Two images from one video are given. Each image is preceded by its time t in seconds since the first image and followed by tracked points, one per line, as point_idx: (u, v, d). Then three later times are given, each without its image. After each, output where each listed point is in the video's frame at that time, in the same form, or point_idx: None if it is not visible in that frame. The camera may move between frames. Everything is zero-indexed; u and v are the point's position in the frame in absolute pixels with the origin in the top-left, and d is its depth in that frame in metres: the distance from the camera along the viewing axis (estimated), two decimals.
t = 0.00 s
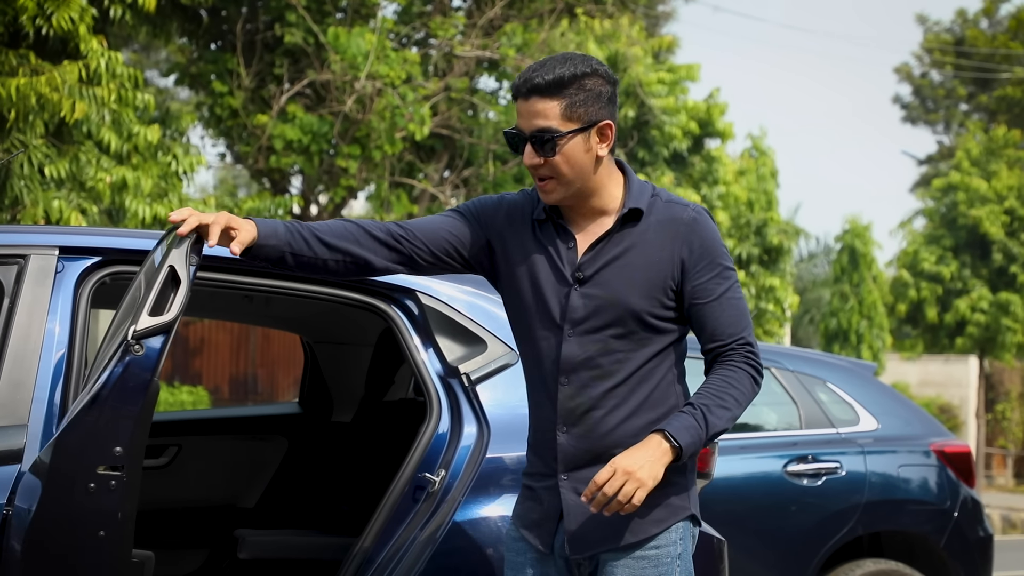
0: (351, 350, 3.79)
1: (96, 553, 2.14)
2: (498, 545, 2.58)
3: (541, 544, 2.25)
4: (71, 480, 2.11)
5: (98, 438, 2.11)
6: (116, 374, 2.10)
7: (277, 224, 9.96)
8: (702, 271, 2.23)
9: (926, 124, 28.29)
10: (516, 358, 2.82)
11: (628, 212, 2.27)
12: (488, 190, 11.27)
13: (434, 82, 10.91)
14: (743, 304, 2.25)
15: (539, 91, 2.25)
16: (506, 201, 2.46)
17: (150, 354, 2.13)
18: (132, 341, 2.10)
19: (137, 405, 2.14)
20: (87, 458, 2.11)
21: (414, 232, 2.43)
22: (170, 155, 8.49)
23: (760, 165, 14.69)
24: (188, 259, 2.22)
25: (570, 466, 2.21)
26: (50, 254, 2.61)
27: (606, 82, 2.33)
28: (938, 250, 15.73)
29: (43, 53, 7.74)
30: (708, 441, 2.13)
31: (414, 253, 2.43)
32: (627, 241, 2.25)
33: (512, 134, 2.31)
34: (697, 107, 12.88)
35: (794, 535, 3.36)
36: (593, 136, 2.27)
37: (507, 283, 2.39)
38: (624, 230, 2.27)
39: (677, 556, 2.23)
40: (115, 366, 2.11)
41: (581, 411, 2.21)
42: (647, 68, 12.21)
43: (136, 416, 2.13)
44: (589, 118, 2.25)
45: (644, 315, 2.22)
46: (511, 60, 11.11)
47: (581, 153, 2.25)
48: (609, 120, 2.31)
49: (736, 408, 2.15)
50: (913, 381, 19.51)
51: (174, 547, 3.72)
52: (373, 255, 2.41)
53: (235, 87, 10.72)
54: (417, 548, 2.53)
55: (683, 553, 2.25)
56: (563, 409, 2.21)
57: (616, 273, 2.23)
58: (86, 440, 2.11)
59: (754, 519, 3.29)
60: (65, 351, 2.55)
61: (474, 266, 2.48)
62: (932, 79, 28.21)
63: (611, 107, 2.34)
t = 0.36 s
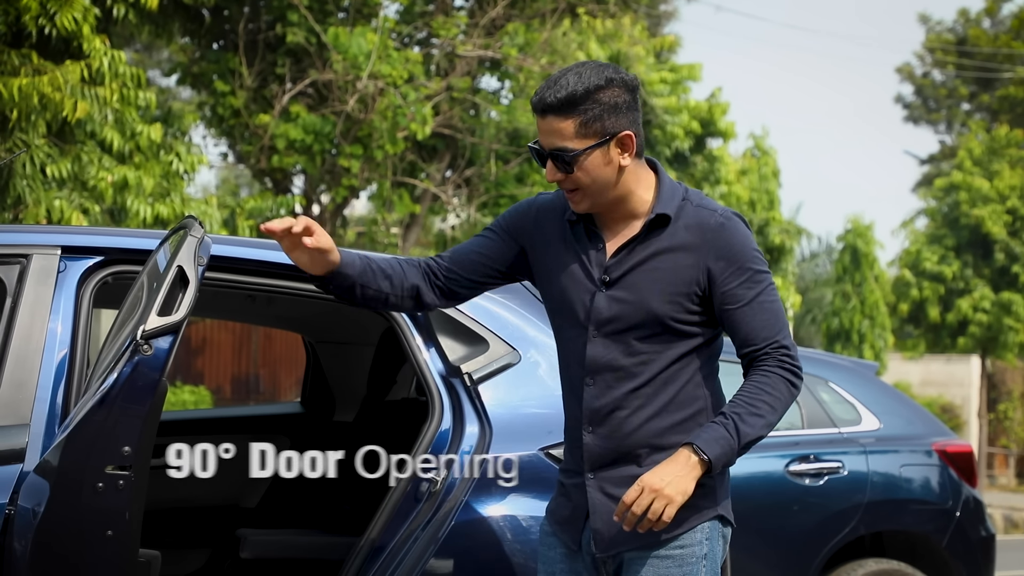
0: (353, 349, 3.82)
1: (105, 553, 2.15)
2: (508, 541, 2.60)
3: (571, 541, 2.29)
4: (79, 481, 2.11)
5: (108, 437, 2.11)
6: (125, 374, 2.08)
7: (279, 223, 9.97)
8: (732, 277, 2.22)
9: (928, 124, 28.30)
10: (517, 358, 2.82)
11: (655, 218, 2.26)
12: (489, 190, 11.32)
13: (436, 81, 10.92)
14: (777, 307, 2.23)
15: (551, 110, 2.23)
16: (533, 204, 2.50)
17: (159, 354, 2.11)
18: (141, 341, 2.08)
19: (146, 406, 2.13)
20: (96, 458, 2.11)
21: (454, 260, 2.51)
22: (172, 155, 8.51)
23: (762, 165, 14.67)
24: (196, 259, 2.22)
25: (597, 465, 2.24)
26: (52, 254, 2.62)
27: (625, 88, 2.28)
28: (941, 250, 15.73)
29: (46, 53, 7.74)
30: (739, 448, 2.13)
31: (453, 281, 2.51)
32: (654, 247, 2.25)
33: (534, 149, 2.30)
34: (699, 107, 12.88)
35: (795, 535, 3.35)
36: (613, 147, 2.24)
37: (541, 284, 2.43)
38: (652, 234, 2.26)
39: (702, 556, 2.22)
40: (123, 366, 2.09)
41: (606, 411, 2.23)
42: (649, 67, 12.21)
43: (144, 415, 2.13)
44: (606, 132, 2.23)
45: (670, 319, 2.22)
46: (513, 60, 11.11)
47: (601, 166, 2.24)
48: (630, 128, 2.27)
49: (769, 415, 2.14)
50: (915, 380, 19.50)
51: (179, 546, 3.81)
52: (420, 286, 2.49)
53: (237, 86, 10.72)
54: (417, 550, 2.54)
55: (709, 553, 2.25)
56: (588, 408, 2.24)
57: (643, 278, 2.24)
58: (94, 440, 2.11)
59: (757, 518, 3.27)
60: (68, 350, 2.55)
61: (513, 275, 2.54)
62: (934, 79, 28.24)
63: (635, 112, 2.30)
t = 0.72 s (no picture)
0: (350, 349, 3.83)
1: (106, 552, 2.14)
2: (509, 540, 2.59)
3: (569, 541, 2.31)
4: (80, 481, 2.12)
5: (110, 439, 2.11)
6: (126, 375, 2.08)
7: (279, 224, 9.98)
8: (706, 274, 2.12)
9: (928, 124, 28.34)
10: (517, 358, 2.81)
11: (640, 213, 2.22)
12: (489, 190, 11.36)
13: (436, 82, 10.92)
14: (757, 308, 2.09)
15: (587, 82, 2.20)
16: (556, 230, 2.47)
17: (160, 355, 2.10)
18: (142, 341, 2.07)
19: (147, 406, 2.13)
20: (97, 457, 2.11)
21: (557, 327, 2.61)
22: (172, 155, 8.53)
23: (762, 165, 14.67)
24: (197, 260, 2.22)
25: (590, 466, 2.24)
26: (52, 254, 2.62)
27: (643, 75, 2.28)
28: (940, 250, 15.73)
29: (46, 53, 7.73)
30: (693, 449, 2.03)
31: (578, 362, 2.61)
32: (636, 244, 2.21)
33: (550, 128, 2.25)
34: (699, 107, 12.88)
35: (797, 536, 3.34)
36: (637, 127, 2.23)
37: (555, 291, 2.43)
38: (638, 229, 2.22)
39: (696, 560, 2.17)
40: (125, 366, 2.09)
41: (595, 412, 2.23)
42: (648, 68, 12.23)
43: (146, 416, 2.12)
44: (634, 109, 2.21)
45: (648, 316, 2.17)
46: (513, 60, 11.12)
47: (628, 143, 2.22)
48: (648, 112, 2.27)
49: (727, 415, 2.02)
50: (915, 381, 19.52)
51: (180, 547, 3.77)
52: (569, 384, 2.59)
53: (238, 86, 10.72)
54: (417, 551, 2.54)
55: (704, 555, 2.19)
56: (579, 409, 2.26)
57: (626, 274, 2.20)
58: (96, 441, 2.10)
59: (758, 519, 3.27)
60: (68, 350, 2.54)
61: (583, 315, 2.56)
62: (934, 79, 28.28)
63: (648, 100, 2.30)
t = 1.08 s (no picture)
0: (350, 350, 3.81)
1: (104, 553, 2.14)
2: (507, 542, 2.59)
3: (573, 541, 2.30)
4: (79, 482, 2.12)
5: (110, 440, 2.11)
6: (125, 375, 2.08)
7: (278, 225, 9.99)
8: (689, 264, 2.11)
9: (928, 125, 28.35)
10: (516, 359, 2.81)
11: (641, 210, 2.22)
12: (489, 191, 11.37)
13: (436, 82, 10.92)
14: (730, 300, 2.06)
15: (561, 91, 2.22)
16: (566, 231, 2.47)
17: (159, 356, 2.10)
18: (141, 342, 2.07)
19: (147, 406, 2.13)
20: (96, 458, 2.11)
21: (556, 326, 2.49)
22: (171, 155, 8.54)
23: (762, 166, 14.68)
24: (196, 260, 2.23)
25: (595, 467, 2.23)
26: (52, 255, 2.62)
27: (635, 76, 2.25)
28: (940, 251, 15.74)
29: (45, 54, 7.73)
30: (611, 400, 2.01)
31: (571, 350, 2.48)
32: (636, 240, 2.21)
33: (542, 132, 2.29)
34: (699, 108, 12.88)
35: (797, 536, 3.33)
36: (619, 133, 2.21)
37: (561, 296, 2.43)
38: (638, 227, 2.23)
39: (700, 562, 2.16)
40: (124, 367, 2.09)
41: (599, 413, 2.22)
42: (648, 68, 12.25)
43: (144, 417, 2.12)
44: (611, 115, 2.19)
45: (644, 310, 2.17)
46: (512, 61, 11.12)
47: (606, 150, 2.20)
48: (637, 115, 2.23)
49: (659, 384, 1.99)
50: (915, 381, 19.53)
51: (179, 547, 3.79)
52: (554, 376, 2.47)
53: (237, 87, 10.72)
54: (417, 552, 2.54)
55: (710, 557, 2.18)
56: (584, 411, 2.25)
57: (624, 270, 2.20)
58: (94, 442, 2.10)
59: (757, 521, 3.26)
60: (67, 351, 2.54)
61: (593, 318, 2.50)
62: (934, 80, 28.30)
63: (643, 101, 2.26)
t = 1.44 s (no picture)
0: (351, 350, 3.80)
1: (103, 553, 2.14)
2: (506, 543, 2.59)
3: (583, 547, 2.29)
4: (79, 482, 2.11)
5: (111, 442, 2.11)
6: (126, 376, 2.08)
7: (278, 225, 10.00)
8: (698, 274, 2.14)
9: (928, 125, 28.35)
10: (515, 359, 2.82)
11: (622, 221, 2.23)
12: (489, 192, 11.37)
13: (435, 83, 10.91)
14: (750, 302, 2.13)
15: (514, 111, 2.24)
16: (531, 239, 2.46)
17: (160, 356, 2.10)
18: (141, 342, 2.07)
19: (147, 407, 2.13)
20: (97, 459, 2.11)
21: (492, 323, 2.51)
22: (171, 155, 8.56)
23: (762, 167, 14.69)
24: (196, 260, 2.23)
25: (606, 476, 2.23)
26: (52, 255, 2.62)
27: (591, 89, 2.24)
28: (940, 251, 15.74)
29: (45, 55, 7.73)
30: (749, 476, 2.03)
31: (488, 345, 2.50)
32: (623, 252, 2.22)
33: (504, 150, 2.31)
34: (699, 108, 12.89)
35: (797, 536, 3.34)
36: (572, 151, 2.22)
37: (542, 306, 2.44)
38: (623, 238, 2.23)
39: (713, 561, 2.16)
40: (124, 367, 2.09)
41: (606, 425, 2.22)
42: (648, 69, 12.27)
43: (145, 417, 2.12)
44: (563, 134, 2.20)
45: (646, 323, 2.18)
46: (513, 61, 11.11)
47: (561, 168, 2.22)
48: (593, 130, 2.23)
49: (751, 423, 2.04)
50: (915, 381, 19.55)
51: (178, 548, 3.81)
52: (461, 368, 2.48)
53: (237, 88, 10.73)
54: (416, 554, 2.54)
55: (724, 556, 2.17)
56: (590, 426, 2.25)
57: (617, 283, 2.21)
58: (95, 442, 2.10)
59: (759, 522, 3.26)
60: (68, 352, 2.55)
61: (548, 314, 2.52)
62: (934, 80, 28.32)
63: (600, 113, 2.25)
